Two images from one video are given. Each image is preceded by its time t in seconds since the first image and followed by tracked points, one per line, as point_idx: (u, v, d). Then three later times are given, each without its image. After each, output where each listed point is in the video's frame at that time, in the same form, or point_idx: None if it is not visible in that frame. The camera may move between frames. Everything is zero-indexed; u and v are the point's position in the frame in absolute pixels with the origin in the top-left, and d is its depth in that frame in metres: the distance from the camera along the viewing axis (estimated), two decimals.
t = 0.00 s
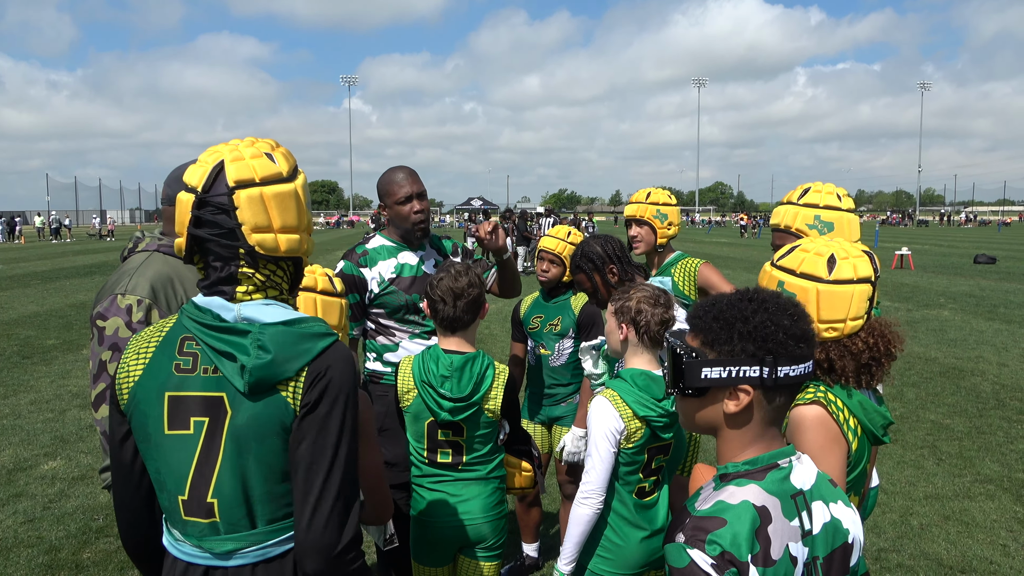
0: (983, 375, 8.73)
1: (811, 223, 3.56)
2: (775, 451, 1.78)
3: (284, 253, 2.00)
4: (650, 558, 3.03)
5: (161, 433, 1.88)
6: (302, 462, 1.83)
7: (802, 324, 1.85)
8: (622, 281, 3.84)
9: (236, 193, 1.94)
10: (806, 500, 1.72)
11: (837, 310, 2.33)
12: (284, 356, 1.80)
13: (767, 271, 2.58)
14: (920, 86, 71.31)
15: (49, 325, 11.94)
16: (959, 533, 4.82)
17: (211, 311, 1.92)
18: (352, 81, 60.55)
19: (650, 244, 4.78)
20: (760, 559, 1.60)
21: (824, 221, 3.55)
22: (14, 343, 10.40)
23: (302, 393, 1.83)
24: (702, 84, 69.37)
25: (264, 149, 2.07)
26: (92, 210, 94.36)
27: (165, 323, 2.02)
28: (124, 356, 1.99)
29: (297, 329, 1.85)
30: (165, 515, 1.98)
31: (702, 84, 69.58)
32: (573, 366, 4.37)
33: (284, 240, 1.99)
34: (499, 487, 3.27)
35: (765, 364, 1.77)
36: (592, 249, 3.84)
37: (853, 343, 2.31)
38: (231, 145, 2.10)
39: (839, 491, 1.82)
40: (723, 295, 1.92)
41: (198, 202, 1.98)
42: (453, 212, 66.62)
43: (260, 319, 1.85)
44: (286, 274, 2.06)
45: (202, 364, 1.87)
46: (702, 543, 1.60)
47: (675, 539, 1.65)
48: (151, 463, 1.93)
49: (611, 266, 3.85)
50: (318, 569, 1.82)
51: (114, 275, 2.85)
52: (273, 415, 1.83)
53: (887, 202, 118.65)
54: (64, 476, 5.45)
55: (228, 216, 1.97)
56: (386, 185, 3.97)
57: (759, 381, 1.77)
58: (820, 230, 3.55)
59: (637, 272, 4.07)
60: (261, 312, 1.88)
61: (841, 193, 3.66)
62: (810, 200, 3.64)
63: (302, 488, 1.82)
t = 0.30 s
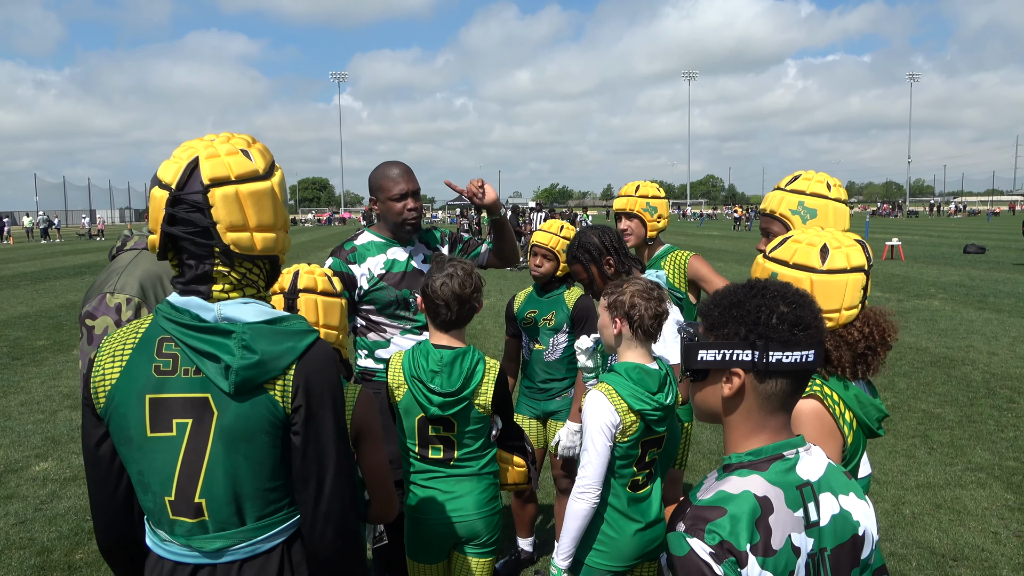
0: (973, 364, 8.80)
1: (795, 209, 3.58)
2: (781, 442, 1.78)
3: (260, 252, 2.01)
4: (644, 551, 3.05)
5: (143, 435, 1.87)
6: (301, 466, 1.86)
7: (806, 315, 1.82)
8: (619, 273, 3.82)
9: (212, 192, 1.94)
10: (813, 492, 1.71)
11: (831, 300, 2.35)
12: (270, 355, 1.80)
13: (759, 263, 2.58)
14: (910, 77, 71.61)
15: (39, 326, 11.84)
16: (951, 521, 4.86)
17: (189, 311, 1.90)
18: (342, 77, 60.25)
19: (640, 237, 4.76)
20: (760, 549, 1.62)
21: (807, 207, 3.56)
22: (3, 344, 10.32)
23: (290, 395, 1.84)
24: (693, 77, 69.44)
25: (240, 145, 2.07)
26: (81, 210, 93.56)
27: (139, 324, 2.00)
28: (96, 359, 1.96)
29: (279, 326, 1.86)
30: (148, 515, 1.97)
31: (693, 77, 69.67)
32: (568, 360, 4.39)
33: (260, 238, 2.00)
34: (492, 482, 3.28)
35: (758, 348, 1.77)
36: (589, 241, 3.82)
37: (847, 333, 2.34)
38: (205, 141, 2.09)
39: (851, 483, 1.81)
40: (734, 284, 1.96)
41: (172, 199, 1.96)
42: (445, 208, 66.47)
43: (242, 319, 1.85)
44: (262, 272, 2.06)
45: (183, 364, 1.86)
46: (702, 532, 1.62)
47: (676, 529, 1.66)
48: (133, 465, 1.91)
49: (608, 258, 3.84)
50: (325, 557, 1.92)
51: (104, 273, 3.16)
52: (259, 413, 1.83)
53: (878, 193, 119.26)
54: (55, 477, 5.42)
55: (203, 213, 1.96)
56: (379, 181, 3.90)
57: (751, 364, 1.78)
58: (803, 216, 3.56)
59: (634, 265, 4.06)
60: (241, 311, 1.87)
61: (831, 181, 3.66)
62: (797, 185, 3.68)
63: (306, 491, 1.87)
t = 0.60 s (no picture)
0: (969, 358, 8.84)
1: (786, 199, 3.59)
2: (787, 438, 1.78)
3: (243, 251, 2.01)
4: (641, 547, 3.06)
5: (135, 435, 1.86)
6: (288, 464, 1.87)
7: (817, 311, 1.80)
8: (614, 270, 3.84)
9: (192, 193, 1.93)
10: (818, 489, 1.71)
11: (841, 295, 2.35)
12: (258, 355, 1.81)
13: (762, 260, 2.55)
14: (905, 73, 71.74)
15: (34, 325, 11.79)
16: (947, 515, 4.89)
17: (176, 311, 1.90)
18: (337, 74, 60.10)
19: (636, 234, 4.80)
20: (763, 544, 1.62)
21: (798, 199, 3.58)
22: None
23: (279, 392, 1.84)
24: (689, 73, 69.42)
25: (221, 144, 2.05)
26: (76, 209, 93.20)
27: (127, 323, 1.99)
28: (83, 358, 1.96)
29: (268, 326, 1.87)
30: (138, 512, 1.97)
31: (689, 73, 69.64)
32: (568, 357, 4.41)
33: (243, 238, 1.99)
34: (490, 479, 3.29)
35: (763, 340, 1.77)
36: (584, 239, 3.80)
37: (856, 326, 2.36)
38: (187, 140, 2.08)
39: (861, 482, 1.79)
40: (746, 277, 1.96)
41: (154, 200, 1.97)
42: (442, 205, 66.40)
43: (229, 319, 1.85)
44: (247, 270, 2.06)
45: (172, 365, 1.86)
46: (704, 525, 1.62)
47: (679, 522, 1.67)
48: (123, 464, 1.92)
49: (603, 256, 3.84)
50: (307, 555, 1.91)
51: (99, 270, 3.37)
52: (249, 411, 1.83)
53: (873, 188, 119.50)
54: (51, 477, 5.41)
55: (185, 215, 1.96)
56: (372, 179, 3.89)
57: (755, 356, 1.78)
58: (792, 207, 3.57)
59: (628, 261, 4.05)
60: (228, 310, 1.88)
61: (827, 176, 3.69)
62: (793, 179, 3.69)
63: (293, 489, 1.87)
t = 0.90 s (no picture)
0: (967, 355, 8.86)
1: (777, 194, 3.62)
2: (784, 435, 1.78)
3: (226, 250, 1.99)
4: (639, 544, 3.07)
5: (128, 430, 1.87)
6: (280, 460, 1.86)
7: (815, 307, 1.78)
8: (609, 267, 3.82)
9: (173, 193, 1.93)
10: (817, 486, 1.70)
11: (853, 289, 2.32)
12: (244, 352, 1.80)
13: (768, 258, 2.47)
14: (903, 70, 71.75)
15: (33, 322, 11.78)
16: (946, 511, 4.90)
17: (166, 308, 1.90)
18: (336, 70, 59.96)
19: (635, 232, 4.80)
20: (758, 540, 1.62)
21: (787, 194, 3.59)
22: None
23: (267, 388, 1.84)
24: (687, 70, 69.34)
25: (205, 142, 2.04)
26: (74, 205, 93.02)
27: (120, 319, 1.98)
28: (78, 355, 1.96)
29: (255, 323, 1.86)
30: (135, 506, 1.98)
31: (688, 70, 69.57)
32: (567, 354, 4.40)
33: (225, 237, 1.98)
34: (489, 476, 3.29)
35: (756, 335, 1.78)
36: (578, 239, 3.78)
37: (867, 318, 2.34)
38: (174, 138, 2.07)
39: (860, 479, 1.79)
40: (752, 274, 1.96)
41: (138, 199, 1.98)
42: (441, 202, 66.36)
43: (218, 316, 1.85)
44: (236, 268, 2.06)
45: (161, 362, 1.86)
46: (699, 521, 1.63)
47: (675, 518, 1.68)
48: (117, 459, 1.92)
49: (597, 256, 3.81)
50: (304, 550, 1.91)
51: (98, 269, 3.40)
52: (237, 407, 1.84)
53: (871, 185, 119.57)
54: (51, 474, 5.42)
55: (167, 214, 1.97)
56: (378, 175, 3.91)
57: (748, 351, 1.79)
58: (781, 202, 3.59)
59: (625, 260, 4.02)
60: (217, 307, 1.87)
61: (818, 175, 3.67)
62: (786, 176, 3.70)
63: (286, 485, 1.87)
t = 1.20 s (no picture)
0: (966, 354, 8.87)
1: (762, 196, 3.62)
2: (763, 434, 1.78)
3: (223, 248, 1.98)
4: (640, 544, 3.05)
5: (132, 423, 1.89)
6: (278, 456, 1.85)
7: (769, 305, 1.75)
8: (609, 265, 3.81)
9: (171, 190, 1.93)
10: (796, 486, 1.71)
11: (857, 288, 2.30)
12: (244, 345, 1.80)
13: (772, 258, 2.45)
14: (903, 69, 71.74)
15: (31, 319, 11.75)
16: (943, 510, 4.91)
17: (170, 303, 1.93)
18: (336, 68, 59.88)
19: (636, 231, 4.81)
20: (731, 541, 1.64)
21: (773, 195, 3.59)
22: None
23: (264, 383, 1.83)
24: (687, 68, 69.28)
25: (207, 140, 2.02)
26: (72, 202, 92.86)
27: (126, 316, 2.01)
28: (86, 348, 1.98)
29: (256, 319, 1.85)
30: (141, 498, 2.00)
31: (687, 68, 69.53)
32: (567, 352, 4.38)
33: (222, 235, 1.97)
34: (488, 473, 3.29)
35: (712, 329, 1.82)
36: (579, 237, 3.78)
37: (870, 317, 2.34)
38: (178, 135, 2.07)
39: (846, 480, 1.77)
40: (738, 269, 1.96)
41: (141, 196, 2.01)
42: (440, 200, 66.33)
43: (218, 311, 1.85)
44: (239, 265, 2.05)
45: (165, 355, 1.87)
46: (673, 521, 1.65)
47: (651, 517, 1.70)
48: (123, 450, 1.95)
49: (598, 253, 3.81)
50: (300, 546, 1.91)
51: (100, 264, 3.43)
52: (236, 400, 1.83)
53: (871, 184, 119.60)
54: (49, 470, 5.42)
55: (167, 211, 1.99)
56: (384, 172, 3.91)
57: (706, 344, 1.84)
58: (767, 202, 3.59)
59: (622, 256, 4.04)
60: (218, 302, 1.88)
61: (801, 175, 3.68)
62: (771, 178, 3.70)
63: (284, 480, 1.87)
